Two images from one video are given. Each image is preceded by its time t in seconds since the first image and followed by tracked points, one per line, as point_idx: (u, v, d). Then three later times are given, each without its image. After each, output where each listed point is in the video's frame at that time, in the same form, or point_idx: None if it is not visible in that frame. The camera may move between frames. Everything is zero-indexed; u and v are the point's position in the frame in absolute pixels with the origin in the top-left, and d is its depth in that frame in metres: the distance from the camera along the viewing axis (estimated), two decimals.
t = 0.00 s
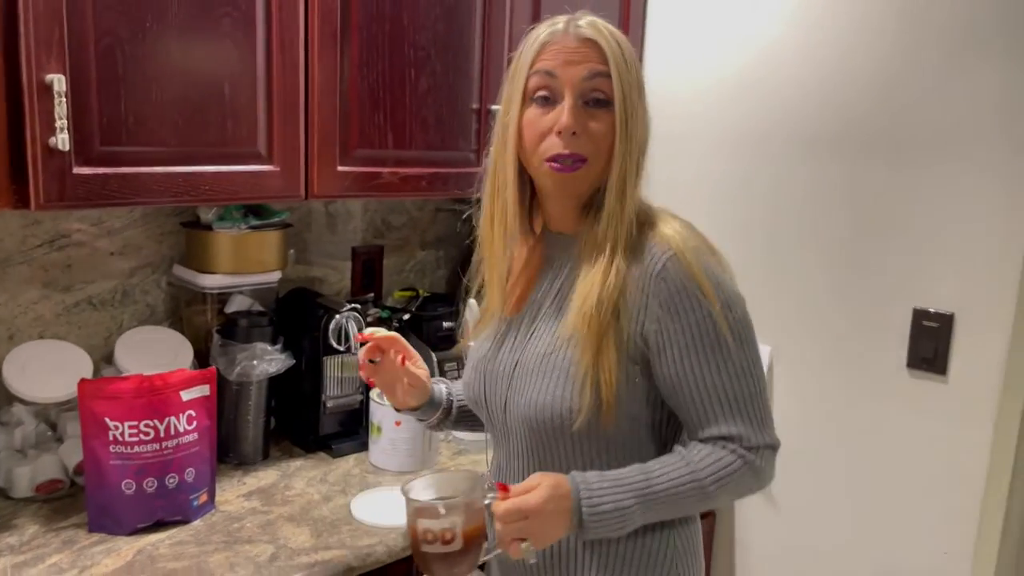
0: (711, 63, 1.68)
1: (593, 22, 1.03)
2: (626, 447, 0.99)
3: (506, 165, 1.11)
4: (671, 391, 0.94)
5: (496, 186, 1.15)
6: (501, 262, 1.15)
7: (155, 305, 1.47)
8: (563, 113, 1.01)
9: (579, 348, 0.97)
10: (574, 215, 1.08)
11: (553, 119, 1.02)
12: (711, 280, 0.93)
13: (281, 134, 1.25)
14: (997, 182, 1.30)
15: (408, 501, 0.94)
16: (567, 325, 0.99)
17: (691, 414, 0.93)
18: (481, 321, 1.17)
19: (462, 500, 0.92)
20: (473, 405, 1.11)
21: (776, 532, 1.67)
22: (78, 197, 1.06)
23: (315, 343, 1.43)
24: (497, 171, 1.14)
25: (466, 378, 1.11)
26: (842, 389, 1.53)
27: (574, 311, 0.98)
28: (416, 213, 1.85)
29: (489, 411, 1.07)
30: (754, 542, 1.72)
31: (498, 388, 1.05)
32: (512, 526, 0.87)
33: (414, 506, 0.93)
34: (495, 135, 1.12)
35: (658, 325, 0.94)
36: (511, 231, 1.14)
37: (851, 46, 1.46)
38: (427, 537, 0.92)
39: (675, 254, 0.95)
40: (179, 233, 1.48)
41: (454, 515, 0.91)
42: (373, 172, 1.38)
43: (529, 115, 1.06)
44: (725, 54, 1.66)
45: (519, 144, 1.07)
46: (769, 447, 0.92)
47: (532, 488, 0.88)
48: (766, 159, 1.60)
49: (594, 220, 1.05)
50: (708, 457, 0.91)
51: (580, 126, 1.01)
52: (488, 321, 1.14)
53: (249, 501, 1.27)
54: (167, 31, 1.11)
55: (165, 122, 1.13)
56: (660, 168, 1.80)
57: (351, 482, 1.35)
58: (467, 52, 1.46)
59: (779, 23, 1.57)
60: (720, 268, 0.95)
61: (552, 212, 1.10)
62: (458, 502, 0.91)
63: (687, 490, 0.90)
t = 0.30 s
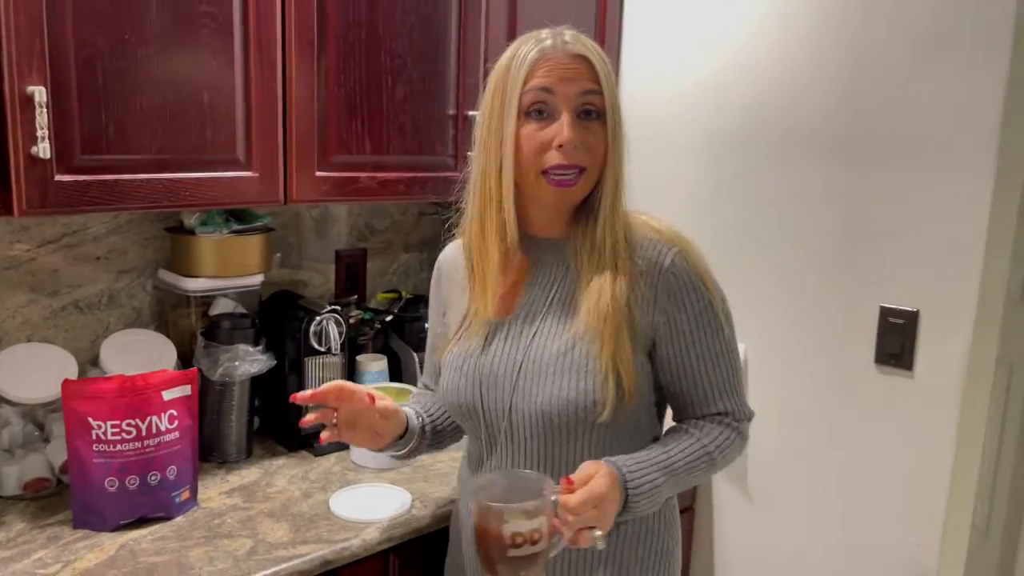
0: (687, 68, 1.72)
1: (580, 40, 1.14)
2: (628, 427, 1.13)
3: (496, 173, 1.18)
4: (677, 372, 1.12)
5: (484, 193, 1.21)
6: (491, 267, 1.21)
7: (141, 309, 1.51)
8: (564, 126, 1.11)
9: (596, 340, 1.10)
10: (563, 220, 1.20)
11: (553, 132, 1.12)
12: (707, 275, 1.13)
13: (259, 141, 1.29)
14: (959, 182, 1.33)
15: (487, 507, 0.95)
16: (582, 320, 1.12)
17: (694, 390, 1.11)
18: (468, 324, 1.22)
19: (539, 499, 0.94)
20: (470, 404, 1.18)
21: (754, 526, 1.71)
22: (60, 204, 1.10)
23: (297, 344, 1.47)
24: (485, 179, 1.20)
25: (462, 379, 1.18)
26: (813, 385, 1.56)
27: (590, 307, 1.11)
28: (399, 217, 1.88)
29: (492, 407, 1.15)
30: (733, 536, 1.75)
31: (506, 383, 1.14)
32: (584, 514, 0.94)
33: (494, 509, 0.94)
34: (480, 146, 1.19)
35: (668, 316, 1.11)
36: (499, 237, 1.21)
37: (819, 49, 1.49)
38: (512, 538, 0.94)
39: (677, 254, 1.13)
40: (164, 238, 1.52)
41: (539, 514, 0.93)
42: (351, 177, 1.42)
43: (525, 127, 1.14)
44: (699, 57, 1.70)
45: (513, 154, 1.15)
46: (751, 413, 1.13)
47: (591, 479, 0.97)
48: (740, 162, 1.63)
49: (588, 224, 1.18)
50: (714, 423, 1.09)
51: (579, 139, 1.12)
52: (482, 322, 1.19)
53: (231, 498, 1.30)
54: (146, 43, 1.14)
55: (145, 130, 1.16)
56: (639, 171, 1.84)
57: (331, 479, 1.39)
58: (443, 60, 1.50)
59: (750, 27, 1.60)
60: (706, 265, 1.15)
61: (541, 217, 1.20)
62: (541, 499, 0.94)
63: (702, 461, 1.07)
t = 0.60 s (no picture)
0: (651, 69, 1.75)
1: (541, 47, 1.14)
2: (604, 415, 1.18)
3: (464, 177, 1.16)
4: (644, 358, 1.20)
5: (453, 197, 1.18)
6: (463, 270, 1.17)
7: (117, 308, 1.55)
8: (529, 134, 1.12)
9: (581, 338, 1.13)
10: (527, 222, 1.21)
11: (519, 139, 1.12)
12: (665, 266, 1.22)
13: (224, 144, 1.32)
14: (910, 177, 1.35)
15: (547, 496, 0.92)
16: (565, 320, 1.14)
17: (660, 373, 1.20)
18: (438, 328, 1.17)
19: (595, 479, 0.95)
20: (448, 410, 1.14)
21: (723, 518, 1.74)
22: (27, 205, 1.14)
23: (267, 341, 1.51)
24: (452, 183, 1.17)
25: (439, 385, 1.14)
26: (775, 378, 1.59)
27: (572, 306, 1.14)
28: (375, 217, 1.93)
29: (475, 411, 1.13)
30: (704, 529, 1.78)
31: (489, 386, 1.12)
32: (624, 491, 1.00)
33: (559, 497, 0.91)
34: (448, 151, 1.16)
35: (638, 308, 1.19)
36: (469, 240, 1.18)
37: (775, 49, 1.52)
38: (579, 525, 0.91)
39: (643, 249, 1.21)
40: (139, 239, 1.56)
41: (598, 496, 0.92)
42: (319, 179, 1.46)
43: (491, 134, 1.13)
44: (662, 59, 1.73)
45: (480, 161, 1.13)
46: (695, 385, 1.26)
47: (620, 457, 1.05)
48: (702, 161, 1.67)
49: (556, 226, 1.20)
50: (680, 401, 1.19)
51: (542, 146, 1.12)
52: (458, 325, 1.15)
53: (200, 490, 1.34)
54: (110, 48, 1.18)
55: (111, 134, 1.20)
56: (608, 172, 1.87)
57: (300, 472, 1.42)
58: (408, 63, 1.55)
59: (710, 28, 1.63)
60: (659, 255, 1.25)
61: (507, 220, 1.20)
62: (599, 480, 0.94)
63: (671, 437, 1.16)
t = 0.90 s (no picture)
0: (638, 69, 1.78)
1: (530, 52, 1.15)
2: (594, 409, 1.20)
3: (455, 178, 1.17)
4: (630, 352, 1.22)
5: (444, 197, 1.19)
6: (455, 268, 1.18)
7: (114, 308, 1.59)
8: (518, 137, 1.13)
9: (570, 334, 1.16)
10: (515, 221, 1.22)
11: (507, 142, 1.13)
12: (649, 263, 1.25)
13: (216, 147, 1.35)
14: (890, 172, 1.37)
15: (568, 487, 0.96)
16: (556, 317, 1.16)
17: (645, 367, 1.23)
18: (430, 325, 1.17)
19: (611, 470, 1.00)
20: (441, 406, 1.15)
21: (714, 513, 1.75)
22: (21, 206, 1.17)
23: (260, 340, 1.53)
24: (443, 183, 1.18)
25: (433, 382, 1.14)
26: (762, 374, 1.61)
27: (562, 304, 1.16)
28: (369, 218, 1.96)
29: (467, 407, 1.14)
30: (695, 524, 1.80)
31: (483, 383, 1.13)
32: (634, 477, 1.05)
33: (580, 488, 0.95)
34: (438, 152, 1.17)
35: (624, 304, 1.21)
36: (458, 239, 1.19)
37: (759, 47, 1.54)
38: (597, 516, 0.95)
39: (629, 246, 1.23)
40: (134, 241, 1.59)
41: (615, 486, 0.97)
42: (310, 179, 1.49)
43: (481, 137, 1.14)
44: (649, 59, 1.75)
45: (470, 162, 1.15)
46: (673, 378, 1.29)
47: (627, 443, 1.10)
48: (689, 159, 1.69)
49: (543, 226, 1.21)
50: (664, 394, 1.22)
51: (530, 148, 1.14)
52: (451, 323, 1.15)
53: (193, 485, 1.37)
54: (101, 54, 1.21)
55: (103, 137, 1.23)
56: (598, 170, 1.90)
57: (292, 468, 1.45)
58: (397, 65, 1.58)
59: (695, 28, 1.65)
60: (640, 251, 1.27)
61: (496, 219, 1.21)
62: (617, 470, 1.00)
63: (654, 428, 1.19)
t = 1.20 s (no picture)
0: (643, 65, 1.78)
1: (538, 49, 1.16)
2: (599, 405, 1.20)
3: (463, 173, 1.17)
4: (635, 349, 1.22)
5: (452, 192, 1.20)
6: (463, 263, 1.18)
7: (124, 306, 1.60)
8: (525, 131, 1.13)
9: (574, 330, 1.16)
10: (521, 217, 1.22)
11: (514, 136, 1.13)
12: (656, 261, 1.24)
13: (223, 145, 1.36)
14: (896, 167, 1.36)
15: (555, 473, 0.97)
16: (559, 312, 1.16)
17: (650, 364, 1.22)
18: (436, 319, 1.18)
19: (600, 458, 1.00)
20: (446, 400, 1.15)
21: (722, 510, 1.75)
22: (31, 205, 1.18)
23: (268, 337, 1.54)
24: (452, 178, 1.19)
25: (438, 376, 1.15)
26: (769, 370, 1.61)
27: (566, 299, 1.17)
28: (376, 217, 1.97)
29: (471, 401, 1.14)
30: (703, 521, 1.80)
31: (486, 376, 1.13)
32: (627, 469, 1.04)
33: (565, 473, 0.96)
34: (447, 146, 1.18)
35: (629, 301, 1.21)
36: (464, 233, 1.20)
37: (764, 44, 1.54)
38: (582, 502, 0.96)
39: (635, 244, 1.23)
40: (143, 239, 1.60)
41: (603, 473, 0.98)
42: (317, 178, 1.50)
43: (488, 131, 1.14)
44: (655, 57, 1.75)
45: (478, 157, 1.15)
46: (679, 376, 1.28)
47: (622, 434, 1.08)
48: (695, 155, 1.69)
49: (549, 221, 1.21)
50: (669, 391, 1.21)
51: (537, 142, 1.14)
52: (457, 317, 1.16)
53: (202, 482, 1.38)
54: (109, 53, 1.22)
55: (111, 136, 1.24)
56: (603, 168, 1.90)
57: (300, 464, 1.46)
58: (403, 64, 1.58)
59: (700, 24, 1.65)
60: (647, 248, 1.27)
61: (504, 213, 1.21)
62: (606, 459, 0.99)
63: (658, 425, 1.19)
